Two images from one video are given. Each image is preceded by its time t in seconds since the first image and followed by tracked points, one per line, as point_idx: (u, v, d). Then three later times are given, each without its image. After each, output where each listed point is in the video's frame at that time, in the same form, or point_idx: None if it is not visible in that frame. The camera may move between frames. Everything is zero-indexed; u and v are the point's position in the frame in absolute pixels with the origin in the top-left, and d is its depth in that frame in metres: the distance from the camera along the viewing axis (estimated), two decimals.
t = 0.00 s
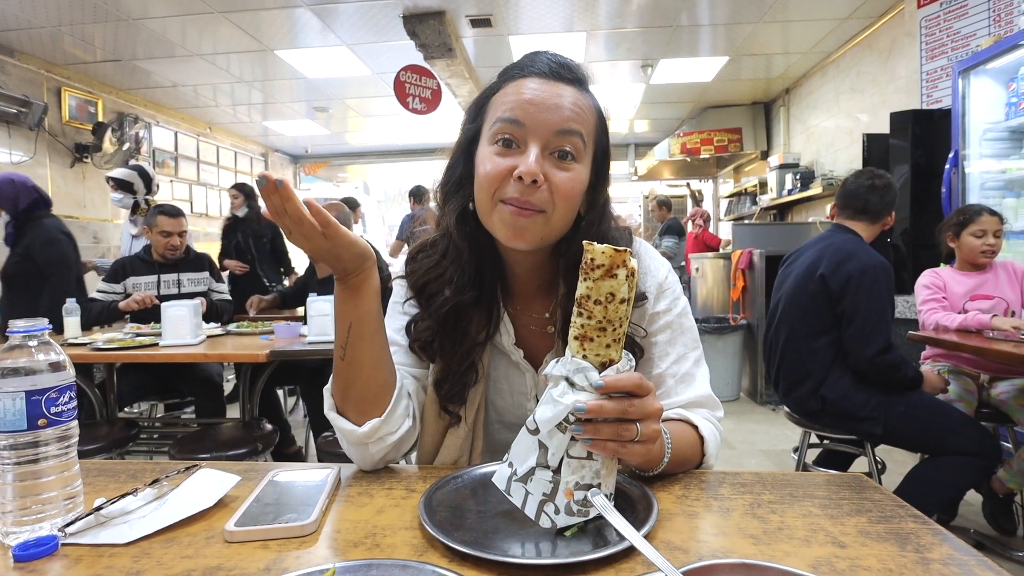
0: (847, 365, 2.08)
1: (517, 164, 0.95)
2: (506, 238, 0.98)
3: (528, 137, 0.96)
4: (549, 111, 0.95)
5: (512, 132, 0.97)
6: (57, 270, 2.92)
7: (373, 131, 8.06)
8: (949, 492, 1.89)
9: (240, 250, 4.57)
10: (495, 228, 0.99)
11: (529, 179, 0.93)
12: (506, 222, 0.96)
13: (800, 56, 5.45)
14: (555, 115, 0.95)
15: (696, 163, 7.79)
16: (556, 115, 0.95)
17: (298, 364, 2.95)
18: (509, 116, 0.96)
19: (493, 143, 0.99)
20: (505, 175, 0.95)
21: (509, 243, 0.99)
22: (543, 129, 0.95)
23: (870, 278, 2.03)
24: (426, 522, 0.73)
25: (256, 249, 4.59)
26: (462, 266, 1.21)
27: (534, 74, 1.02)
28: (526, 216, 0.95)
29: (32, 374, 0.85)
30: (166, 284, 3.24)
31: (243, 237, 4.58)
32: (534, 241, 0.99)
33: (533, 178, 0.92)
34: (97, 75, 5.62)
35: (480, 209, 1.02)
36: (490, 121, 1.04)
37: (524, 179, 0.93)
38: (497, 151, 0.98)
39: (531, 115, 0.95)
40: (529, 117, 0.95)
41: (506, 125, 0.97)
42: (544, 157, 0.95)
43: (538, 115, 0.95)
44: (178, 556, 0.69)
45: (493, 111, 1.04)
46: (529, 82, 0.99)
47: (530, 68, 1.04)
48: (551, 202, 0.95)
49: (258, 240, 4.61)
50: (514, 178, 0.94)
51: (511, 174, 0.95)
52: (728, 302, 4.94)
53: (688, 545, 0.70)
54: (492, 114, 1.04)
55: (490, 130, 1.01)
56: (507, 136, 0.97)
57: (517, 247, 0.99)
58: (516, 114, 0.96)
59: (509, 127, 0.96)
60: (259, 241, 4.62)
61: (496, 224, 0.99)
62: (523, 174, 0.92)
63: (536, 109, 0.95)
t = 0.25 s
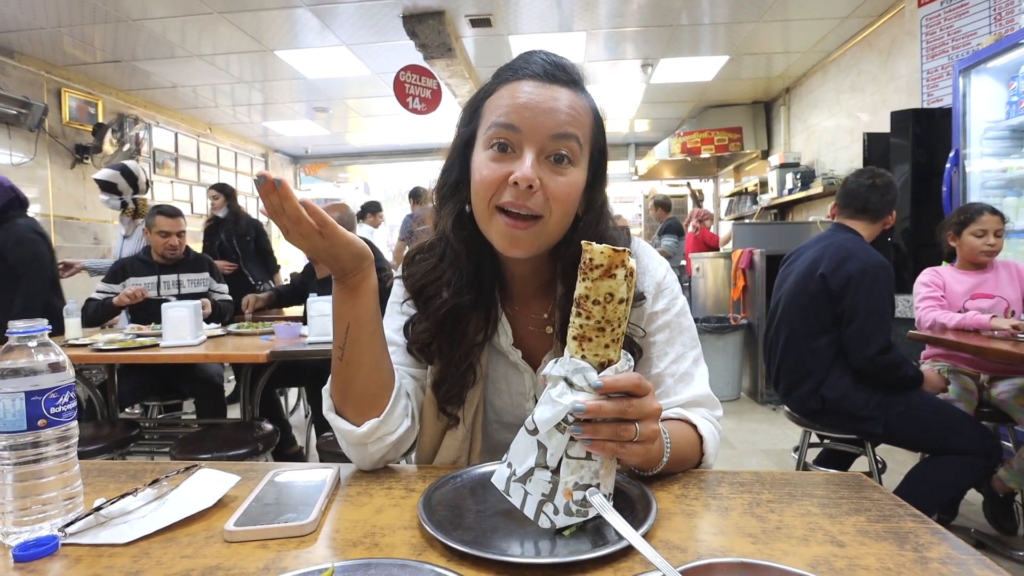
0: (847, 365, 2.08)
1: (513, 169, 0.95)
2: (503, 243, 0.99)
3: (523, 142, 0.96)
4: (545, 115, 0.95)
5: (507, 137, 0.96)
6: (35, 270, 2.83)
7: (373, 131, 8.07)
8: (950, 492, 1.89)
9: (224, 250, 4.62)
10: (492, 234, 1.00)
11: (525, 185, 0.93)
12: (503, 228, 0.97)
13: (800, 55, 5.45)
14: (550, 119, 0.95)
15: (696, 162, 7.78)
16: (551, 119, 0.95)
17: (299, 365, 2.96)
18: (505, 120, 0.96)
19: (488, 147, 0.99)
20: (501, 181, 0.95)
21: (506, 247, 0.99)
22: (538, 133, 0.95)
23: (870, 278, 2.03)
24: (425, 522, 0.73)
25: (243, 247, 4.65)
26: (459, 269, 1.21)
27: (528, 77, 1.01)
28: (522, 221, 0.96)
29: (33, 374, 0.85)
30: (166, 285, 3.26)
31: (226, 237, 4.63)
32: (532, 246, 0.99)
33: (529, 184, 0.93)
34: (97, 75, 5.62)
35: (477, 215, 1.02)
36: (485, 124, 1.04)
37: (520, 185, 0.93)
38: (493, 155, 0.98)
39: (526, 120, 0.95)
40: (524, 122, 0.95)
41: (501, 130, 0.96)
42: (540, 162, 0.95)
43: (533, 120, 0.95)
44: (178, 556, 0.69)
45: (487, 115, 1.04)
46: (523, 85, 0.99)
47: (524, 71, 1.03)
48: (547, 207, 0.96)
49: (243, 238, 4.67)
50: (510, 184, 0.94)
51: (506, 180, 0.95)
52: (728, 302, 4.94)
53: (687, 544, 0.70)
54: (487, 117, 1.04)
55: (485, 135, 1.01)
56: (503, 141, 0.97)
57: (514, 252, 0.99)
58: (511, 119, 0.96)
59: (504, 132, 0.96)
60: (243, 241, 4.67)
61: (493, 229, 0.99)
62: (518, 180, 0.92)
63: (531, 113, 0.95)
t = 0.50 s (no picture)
0: (848, 365, 2.08)
1: (511, 166, 0.95)
2: (503, 241, 0.99)
3: (521, 139, 0.96)
4: (542, 112, 0.95)
5: (504, 135, 0.96)
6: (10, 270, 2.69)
7: (374, 130, 8.07)
8: (950, 492, 1.90)
9: (212, 250, 4.60)
10: (492, 232, 0.99)
11: (524, 182, 0.93)
12: (502, 226, 0.97)
13: (801, 54, 5.44)
14: (547, 116, 0.95)
15: (697, 162, 7.78)
16: (548, 116, 0.95)
17: (299, 364, 2.96)
18: (502, 118, 0.96)
19: (485, 145, 0.99)
20: (499, 178, 0.95)
21: (506, 245, 0.99)
22: (535, 131, 0.95)
23: (870, 278, 2.03)
24: (425, 521, 0.73)
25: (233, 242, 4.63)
26: (458, 268, 1.21)
27: (525, 74, 1.01)
28: (521, 219, 0.96)
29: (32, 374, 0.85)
30: (166, 285, 3.25)
31: (214, 237, 4.60)
32: (531, 243, 0.99)
33: (527, 181, 0.93)
34: (97, 75, 5.62)
35: (476, 213, 1.02)
36: (482, 123, 1.04)
37: (518, 182, 0.93)
38: (491, 153, 0.98)
39: (523, 117, 0.95)
40: (521, 119, 0.95)
41: (498, 128, 0.96)
42: (537, 159, 0.95)
43: (530, 117, 0.95)
44: (178, 555, 0.69)
45: (484, 113, 1.03)
46: (519, 83, 0.99)
47: (520, 69, 1.03)
48: (546, 204, 0.95)
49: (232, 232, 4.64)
50: (509, 181, 0.94)
51: (505, 177, 0.95)
52: (728, 301, 4.94)
53: (687, 543, 0.70)
54: (483, 116, 1.04)
55: (482, 133, 1.01)
56: (500, 139, 0.97)
57: (514, 249, 0.99)
58: (509, 117, 0.96)
59: (501, 130, 0.96)
60: (230, 240, 4.64)
61: (492, 227, 0.99)
62: (517, 177, 0.92)
63: (529, 111, 0.95)
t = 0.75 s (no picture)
0: (848, 364, 2.09)
1: (511, 162, 0.95)
2: (502, 237, 0.99)
3: (520, 135, 0.96)
4: (542, 109, 0.95)
5: (504, 131, 0.97)
6: None
7: (374, 131, 8.07)
8: (949, 491, 1.90)
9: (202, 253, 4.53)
10: (491, 228, 0.99)
11: (523, 178, 0.93)
12: (502, 222, 0.97)
13: (801, 54, 5.45)
14: (546, 113, 0.96)
15: (697, 162, 7.78)
16: (547, 113, 0.96)
17: (300, 365, 2.96)
18: (502, 115, 0.96)
19: (485, 142, 0.99)
20: (499, 174, 0.95)
21: (505, 240, 0.99)
22: (535, 127, 0.96)
23: (870, 277, 2.03)
24: (425, 521, 0.74)
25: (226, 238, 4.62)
26: (456, 267, 1.21)
27: (525, 72, 1.02)
28: (520, 214, 0.95)
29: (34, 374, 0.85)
30: (167, 285, 3.25)
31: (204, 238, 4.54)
32: (531, 239, 0.99)
33: (526, 177, 0.93)
34: (97, 75, 5.62)
35: (476, 210, 1.02)
36: (481, 120, 1.04)
37: (518, 178, 0.93)
38: (490, 150, 0.98)
39: (523, 114, 0.95)
40: (521, 116, 0.95)
41: (498, 124, 0.97)
42: (537, 155, 0.96)
43: (530, 113, 0.95)
44: (179, 556, 0.69)
45: (484, 111, 1.04)
46: (519, 80, 1.00)
47: (519, 67, 1.04)
48: (546, 199, 0.95)
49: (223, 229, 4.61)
50: (508, 177, 0.94)
51: (504, 173, 0.95)
52: (728, 301, 4.94)
53: (687, 543, 0.70)
54: (483, 113, 1.04)
55: (482, 130, 1.01)
56: (500, 136, 0.97)
57: (513, 246, 0.99)
58: (508, 113, 0.96)
59: (501, 126, 0.97)
60: (220, 242, 4.61)
61: (492, 223, 0.99)
62: (516, 172, 0.93)
63: (528, 107, 0.95)
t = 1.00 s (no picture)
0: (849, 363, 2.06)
1: (511, 167, 0.95)
2: (501, 242, 0.99)
3: (521, 139, 0.96)
4: (544, 113, 0.95)
5: (506, 134, 0.96)
6: None
7: (375, 130, 8.07)
8: (950, 492, 1.89)
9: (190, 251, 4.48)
10: (491, 231, 1.00)
11: (523, 182, 0.93)
12: (501, 226, 0.97)
13: (802, 54, 5.44)
14: (548, 117, 0.95)
15: (697, 162, 7.78)
16: (549, 117, 0.95)
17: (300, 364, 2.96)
18: (503, 118, 0.96)
19: (486, 145, 0.99)
20: (500, 178, 0.95)
21: (505, 246, 0.99)
22: (537, 131, 0.95)
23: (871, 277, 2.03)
24: (425, 521, 0.74)
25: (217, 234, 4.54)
26: (457, 267, 1.21)
27: (527, 75, 1.01)
28: (520, 220, 0.96)
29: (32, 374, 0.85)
30: (168, 284, 3.25)
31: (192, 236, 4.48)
32: (530, 244, 0.99)
33: (527, 182, 0.93)
34: (97, 74, 5.62)
35: (476, 213, 1.02)
36: (483, 122, 1.04)
37: (518, 182, 0.93)
38: (491, 153, 0.98)
39: (524, 117, 0.95)
40: (523, 119, 0.95)
41: (499, 128, 0.97)
42: (538, 160, 0.95)
43: (531, 118, 0.95)
44: (178, 555, 0.69)
45: (486, 113, 1.04)
46: (522, 83, 0.99)
47: (522, 69, 1.04)
48: (546, 205, 0.96)
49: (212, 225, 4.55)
50: (508, 182, 0.94)
51: (504, 178, 0.95)
52: (728, 301, 4.94)
53: (687, 543, 0.70)
54: (485, 115, 1.04)
55: (483, 132, 1.01)
56: (501, 139, 0.97)
57: (512, 250, 0.99)
58: (510, 117, 0.96)
59: (502, 130, 0.96)
60: (208, 239, 4.53)
61: (491, 227, 0.99)
62: (517, 177, 0.93)
63: (530, 111, 0.95)
